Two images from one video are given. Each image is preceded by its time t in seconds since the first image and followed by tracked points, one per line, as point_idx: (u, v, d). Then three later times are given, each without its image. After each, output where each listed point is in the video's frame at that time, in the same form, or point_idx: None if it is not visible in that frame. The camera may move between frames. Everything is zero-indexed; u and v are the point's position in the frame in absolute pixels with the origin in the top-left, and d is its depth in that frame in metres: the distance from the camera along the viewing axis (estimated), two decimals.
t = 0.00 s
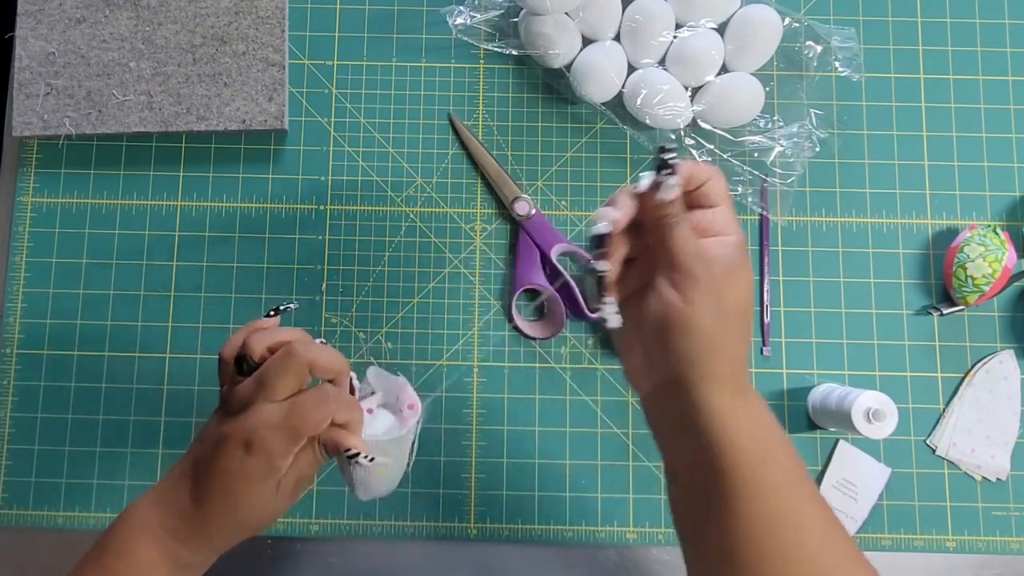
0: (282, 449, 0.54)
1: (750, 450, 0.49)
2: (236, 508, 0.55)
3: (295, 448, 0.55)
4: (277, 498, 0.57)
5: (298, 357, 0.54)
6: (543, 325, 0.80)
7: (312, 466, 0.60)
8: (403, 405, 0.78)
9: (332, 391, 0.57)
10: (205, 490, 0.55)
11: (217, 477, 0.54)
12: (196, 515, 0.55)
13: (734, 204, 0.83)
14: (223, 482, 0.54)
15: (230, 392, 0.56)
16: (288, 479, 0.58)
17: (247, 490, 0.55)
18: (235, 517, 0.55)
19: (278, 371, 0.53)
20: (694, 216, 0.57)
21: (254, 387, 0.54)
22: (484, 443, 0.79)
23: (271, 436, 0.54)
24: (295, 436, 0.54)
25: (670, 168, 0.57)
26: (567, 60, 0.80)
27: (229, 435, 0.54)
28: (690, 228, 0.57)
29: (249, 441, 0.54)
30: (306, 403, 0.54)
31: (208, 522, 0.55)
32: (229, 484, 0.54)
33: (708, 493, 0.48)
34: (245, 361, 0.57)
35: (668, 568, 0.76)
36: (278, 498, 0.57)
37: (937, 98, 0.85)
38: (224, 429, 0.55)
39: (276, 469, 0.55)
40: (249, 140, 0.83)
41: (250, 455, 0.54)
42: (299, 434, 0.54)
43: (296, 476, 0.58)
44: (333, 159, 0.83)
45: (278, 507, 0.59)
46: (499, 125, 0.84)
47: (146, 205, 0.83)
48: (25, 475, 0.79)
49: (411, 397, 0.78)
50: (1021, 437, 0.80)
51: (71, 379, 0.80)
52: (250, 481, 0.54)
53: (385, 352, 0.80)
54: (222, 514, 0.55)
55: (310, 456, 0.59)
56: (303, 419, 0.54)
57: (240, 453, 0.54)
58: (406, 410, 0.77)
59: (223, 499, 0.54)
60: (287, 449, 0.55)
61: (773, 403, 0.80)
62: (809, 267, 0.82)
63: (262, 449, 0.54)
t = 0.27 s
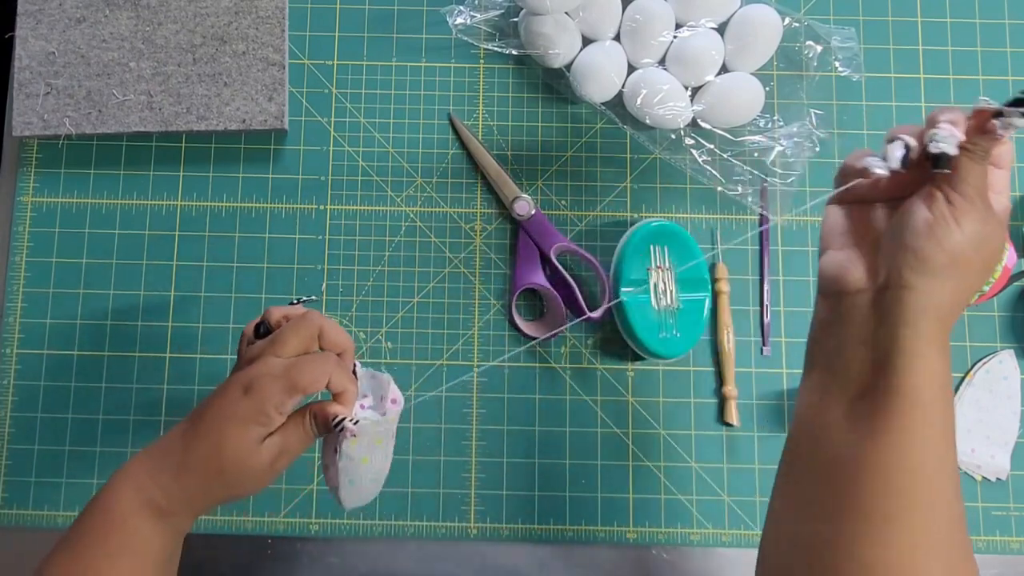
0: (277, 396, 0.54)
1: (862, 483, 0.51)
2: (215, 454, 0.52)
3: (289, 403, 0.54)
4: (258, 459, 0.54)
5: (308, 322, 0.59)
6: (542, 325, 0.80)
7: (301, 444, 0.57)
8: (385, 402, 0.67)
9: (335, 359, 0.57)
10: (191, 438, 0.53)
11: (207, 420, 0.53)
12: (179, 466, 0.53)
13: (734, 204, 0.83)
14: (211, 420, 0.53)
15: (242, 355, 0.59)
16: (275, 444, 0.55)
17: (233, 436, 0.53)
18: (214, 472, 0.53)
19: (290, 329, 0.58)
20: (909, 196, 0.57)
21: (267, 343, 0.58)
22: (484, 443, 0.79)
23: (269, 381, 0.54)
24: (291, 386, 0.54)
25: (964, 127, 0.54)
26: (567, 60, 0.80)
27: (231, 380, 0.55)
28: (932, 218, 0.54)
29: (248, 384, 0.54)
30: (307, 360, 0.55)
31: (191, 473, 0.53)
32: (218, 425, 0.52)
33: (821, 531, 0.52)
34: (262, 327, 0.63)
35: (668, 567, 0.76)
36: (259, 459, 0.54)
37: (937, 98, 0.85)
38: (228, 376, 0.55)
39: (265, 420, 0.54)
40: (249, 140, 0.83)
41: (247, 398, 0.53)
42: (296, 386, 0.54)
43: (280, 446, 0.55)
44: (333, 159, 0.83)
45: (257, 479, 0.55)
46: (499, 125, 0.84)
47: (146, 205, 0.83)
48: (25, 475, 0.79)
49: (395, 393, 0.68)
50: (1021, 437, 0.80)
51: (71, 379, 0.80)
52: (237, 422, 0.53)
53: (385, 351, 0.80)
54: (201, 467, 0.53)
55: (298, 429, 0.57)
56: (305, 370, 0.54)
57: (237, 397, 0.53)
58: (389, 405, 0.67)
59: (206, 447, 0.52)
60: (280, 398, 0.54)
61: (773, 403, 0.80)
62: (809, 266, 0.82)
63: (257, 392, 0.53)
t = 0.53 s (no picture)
0: (262, 442, 0.51)
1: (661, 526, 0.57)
2: (203, 504, 0.53)
3: (274, 450, 0.52)
4: (240, 512, 0.53)
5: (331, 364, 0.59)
6: (543, 325, 0.80)
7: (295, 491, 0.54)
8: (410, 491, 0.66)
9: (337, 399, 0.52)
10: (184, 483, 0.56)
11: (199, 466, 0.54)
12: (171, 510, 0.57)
13: (734, 204, 0.83)
14: (203, 469, 0.53)
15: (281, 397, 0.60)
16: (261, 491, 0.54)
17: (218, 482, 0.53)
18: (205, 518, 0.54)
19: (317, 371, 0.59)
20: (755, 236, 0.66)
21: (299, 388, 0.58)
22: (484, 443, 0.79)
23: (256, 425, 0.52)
24: (277, 431, 0.51)
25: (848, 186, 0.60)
26: (567, 60, 0.80)
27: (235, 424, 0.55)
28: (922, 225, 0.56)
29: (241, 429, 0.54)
30: (295, 397, 0.51)
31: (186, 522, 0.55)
32: (207, 473, 0.53)
33: (575, 546, 0.57)
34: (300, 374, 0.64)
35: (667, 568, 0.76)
36: (244, 510, 0.54)
37: (937, 98, 0.85)
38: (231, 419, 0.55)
39: (250, 470, 0.52)
40: (249, 141, 0.83)
41: (235, 442, 0.53)
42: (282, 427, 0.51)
43: (267, 493, 0.54)
44: (333, 159, 0.83)
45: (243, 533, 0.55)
46: (499, 126, 0.84)
47: (146, 206, 0.83)
48: (25, 475, 0.78)
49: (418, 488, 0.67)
50: (1021, 437, 0.80)
51: (71, 379, 0.80)
52: (224, 470, 0.52)
53: (385, 352, 0.80)
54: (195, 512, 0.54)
55: (290, 477, 0.54)
56: (290, 409, 0.51)
57: (228, 441, 0.53)
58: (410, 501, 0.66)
59: (194, 490, 0.54)
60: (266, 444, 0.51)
61: (773, 403, 0.80)
62: (809, 266, 0.82)
63: (243, 439, 0.52)
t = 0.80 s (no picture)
0: (277, 422, 0.54)
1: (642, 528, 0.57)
2: (205, 473, 0.55)
3: (286, 433, 0.54)
4: (232, 484, 0.53)
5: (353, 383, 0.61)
6: (543, 325, 0.80)
7: (287, 486, 0.54)
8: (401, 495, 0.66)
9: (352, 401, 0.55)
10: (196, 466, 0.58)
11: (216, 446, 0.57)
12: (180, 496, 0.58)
13: (734, 204, 0.83)
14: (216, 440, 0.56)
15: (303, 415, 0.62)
16: (258, 473, 0.54)
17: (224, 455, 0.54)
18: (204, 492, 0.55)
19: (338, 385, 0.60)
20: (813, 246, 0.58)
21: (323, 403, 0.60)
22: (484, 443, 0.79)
23: (277, 410, 0.55)
24: (294, 415, 0.54)
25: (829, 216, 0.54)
26: (567, 60, 0.80)
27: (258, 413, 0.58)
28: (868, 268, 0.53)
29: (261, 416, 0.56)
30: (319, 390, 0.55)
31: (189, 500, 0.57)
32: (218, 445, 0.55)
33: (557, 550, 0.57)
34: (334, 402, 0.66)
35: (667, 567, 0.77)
36: (236, 483, 0.53)
37: (937, 98, 0.85)
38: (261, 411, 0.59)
39: (258, 448, 0.54)
40: (249, 141, 0.83)
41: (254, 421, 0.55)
42: (298, 412, 0.54)
43: (263, 475, 0.54)
44: (333, 159, 0.83)
45: (231, 511, 0.54)
46: (499, 125, 0.84)
47: (146, 206, 0.83)
48: (25, 475, 0.79)
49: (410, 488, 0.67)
50: (1021, 437, 0.80)
51: (71, 379, 0.80)
52: (233, 441, 0.54)
53: (385, 351, 0.80)
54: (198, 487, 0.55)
55: (292, 465, 0.54)
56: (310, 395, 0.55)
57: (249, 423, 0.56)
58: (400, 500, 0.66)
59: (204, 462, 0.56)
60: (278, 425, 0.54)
61: (773, 403, 0.80)
62: (809, 266, 0.82)
63: (261, 420, 0.55)
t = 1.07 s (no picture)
0: (260, 427, 0.54)
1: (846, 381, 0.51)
2: (187, 479, 0.54)
3: (270, 438, 0.54)
4: (217, 490, 0.53)
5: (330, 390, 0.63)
6: (543, 325, 0.80)
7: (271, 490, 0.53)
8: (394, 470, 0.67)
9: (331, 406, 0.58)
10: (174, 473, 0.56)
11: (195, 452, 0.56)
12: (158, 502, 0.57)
13: (734, 204, 0.83)
14: (200, 447, 0.55)
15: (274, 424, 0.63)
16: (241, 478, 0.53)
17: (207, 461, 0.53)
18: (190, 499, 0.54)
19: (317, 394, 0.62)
20: (818, 262, 0.54)
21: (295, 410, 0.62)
22: (484, 443, 0.79)
23: (259, 416, 0.56)
24: (277, 420, 0.55)
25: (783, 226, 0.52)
26: (567, 60, 0.80)
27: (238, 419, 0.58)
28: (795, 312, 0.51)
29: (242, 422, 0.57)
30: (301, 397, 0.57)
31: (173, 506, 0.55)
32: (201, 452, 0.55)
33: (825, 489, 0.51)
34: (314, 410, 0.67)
35: (667, 568, 0.77)
36: (221, 490, 0.52)
37: (937, 98, 0.85)
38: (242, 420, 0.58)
39: (242, 453, 0.53)
40: (249, 141, 0.83)
41: (237, 427, 0.55)
42: (281, 418, 0.55)
43: (246, 481, 0.53)
44: (333, 159, 0.83)
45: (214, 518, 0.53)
46: (499, 125, 0.84)
47: (146, 206, 0.83)
48: (25, 475, 0.78)
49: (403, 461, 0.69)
50: (1021, 437, 0.80)
51: (70, 379, 0.80)
52: (217, 447, 0.54)
53: (385, 352, 0.80)
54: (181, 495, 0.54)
55: (275, 471, 0.53)
56: (291, 402, 0.56)
57: (230, 428, 0.56)
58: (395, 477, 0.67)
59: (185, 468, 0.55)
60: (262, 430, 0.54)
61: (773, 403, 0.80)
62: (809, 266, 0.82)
63: (245, 424, 0.55)
